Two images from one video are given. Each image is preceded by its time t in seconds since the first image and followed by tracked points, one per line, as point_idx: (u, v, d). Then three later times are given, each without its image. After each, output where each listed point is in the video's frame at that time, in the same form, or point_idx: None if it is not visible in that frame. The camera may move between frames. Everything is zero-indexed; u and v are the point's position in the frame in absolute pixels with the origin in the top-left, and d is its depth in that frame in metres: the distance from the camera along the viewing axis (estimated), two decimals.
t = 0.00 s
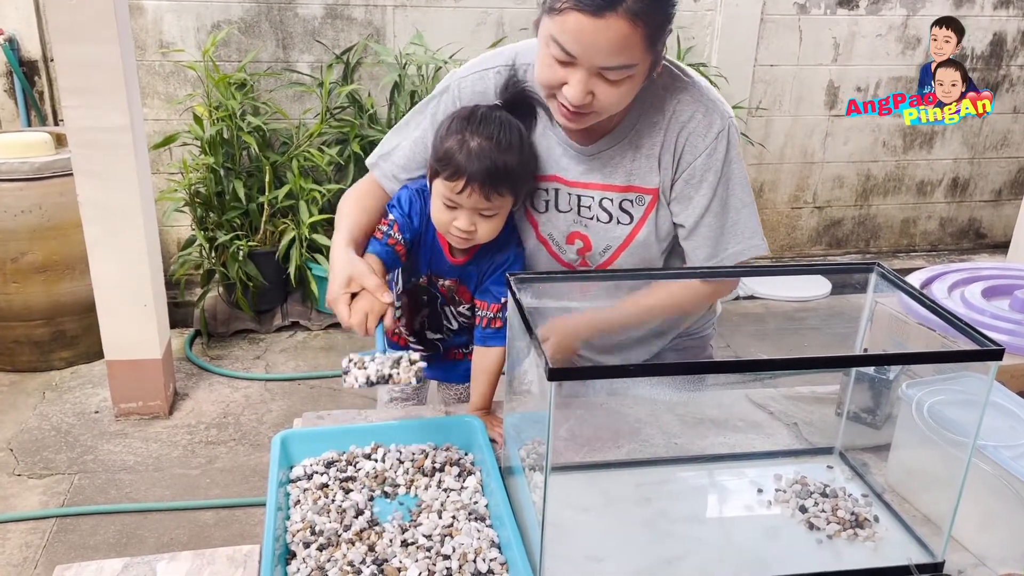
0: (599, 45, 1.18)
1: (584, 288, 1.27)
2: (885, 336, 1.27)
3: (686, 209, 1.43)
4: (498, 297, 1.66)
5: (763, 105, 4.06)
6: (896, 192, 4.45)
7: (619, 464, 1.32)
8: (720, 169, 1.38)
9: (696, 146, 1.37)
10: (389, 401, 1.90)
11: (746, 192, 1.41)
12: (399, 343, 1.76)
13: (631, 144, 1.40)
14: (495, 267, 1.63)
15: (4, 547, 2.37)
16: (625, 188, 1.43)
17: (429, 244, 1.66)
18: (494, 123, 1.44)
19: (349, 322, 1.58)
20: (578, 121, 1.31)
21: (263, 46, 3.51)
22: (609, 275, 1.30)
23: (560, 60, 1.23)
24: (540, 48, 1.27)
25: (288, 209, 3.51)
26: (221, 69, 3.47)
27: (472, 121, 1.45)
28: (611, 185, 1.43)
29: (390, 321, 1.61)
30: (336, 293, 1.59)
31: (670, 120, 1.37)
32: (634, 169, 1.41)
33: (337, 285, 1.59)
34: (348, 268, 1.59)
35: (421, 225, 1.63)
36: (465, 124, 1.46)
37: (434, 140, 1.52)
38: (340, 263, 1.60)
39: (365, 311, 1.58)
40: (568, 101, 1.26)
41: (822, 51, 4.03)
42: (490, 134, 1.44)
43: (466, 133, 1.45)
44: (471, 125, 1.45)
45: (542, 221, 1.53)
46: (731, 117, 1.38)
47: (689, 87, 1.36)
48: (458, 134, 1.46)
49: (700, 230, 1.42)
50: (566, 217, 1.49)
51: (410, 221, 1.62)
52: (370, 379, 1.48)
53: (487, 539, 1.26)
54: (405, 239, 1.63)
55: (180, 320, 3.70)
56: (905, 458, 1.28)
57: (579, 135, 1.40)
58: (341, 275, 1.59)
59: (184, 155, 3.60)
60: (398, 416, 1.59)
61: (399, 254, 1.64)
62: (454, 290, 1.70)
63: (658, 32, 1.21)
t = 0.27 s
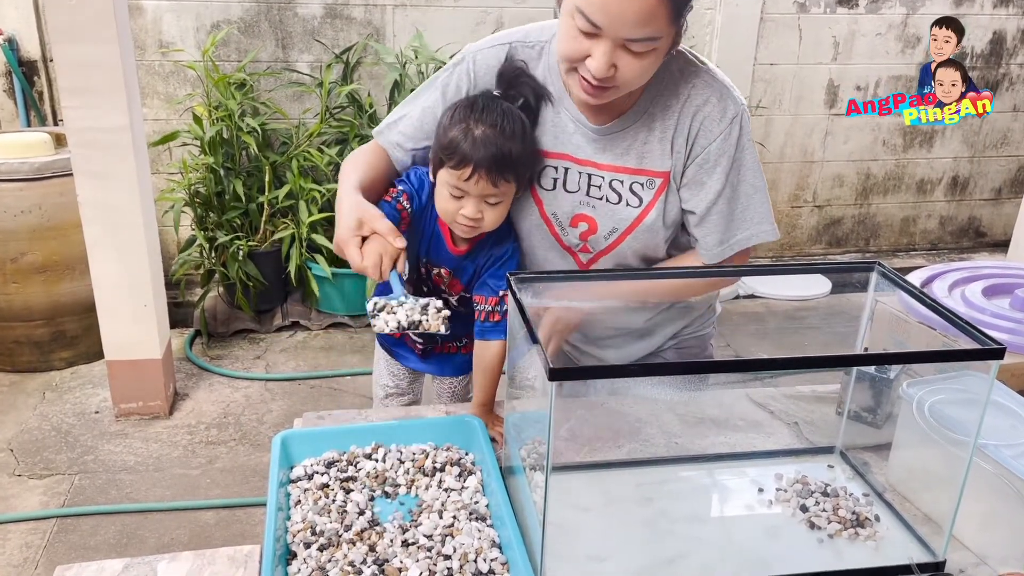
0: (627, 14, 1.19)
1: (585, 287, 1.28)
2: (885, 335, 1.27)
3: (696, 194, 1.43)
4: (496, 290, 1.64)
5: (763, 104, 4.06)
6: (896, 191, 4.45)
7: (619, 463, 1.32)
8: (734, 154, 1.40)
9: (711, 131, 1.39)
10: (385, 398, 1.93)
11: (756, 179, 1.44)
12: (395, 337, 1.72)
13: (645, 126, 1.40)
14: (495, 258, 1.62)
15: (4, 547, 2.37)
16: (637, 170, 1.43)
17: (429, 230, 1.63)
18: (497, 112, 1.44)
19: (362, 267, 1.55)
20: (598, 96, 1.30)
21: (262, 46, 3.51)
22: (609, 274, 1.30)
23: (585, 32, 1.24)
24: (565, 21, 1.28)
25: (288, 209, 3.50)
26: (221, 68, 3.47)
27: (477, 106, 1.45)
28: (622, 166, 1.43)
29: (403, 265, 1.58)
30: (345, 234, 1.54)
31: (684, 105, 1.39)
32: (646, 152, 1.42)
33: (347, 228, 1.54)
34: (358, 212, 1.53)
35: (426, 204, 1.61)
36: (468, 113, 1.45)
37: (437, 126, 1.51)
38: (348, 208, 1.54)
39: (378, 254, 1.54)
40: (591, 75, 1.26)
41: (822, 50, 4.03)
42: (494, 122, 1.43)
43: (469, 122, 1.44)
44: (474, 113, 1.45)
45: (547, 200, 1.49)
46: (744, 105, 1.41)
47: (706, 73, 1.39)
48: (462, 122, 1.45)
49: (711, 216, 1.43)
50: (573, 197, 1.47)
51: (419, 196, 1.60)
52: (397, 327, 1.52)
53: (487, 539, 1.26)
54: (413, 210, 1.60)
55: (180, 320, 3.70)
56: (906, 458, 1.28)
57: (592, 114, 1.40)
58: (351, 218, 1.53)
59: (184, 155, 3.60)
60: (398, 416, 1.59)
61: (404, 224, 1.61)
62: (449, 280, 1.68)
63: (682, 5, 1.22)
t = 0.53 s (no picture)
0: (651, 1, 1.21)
1: (585, 288, 1.28)
2: (884, 335, 1.27)
3: (708, 185, 1.45)
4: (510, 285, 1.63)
5: (762, 103, 4.06)
6: (895, 190, 4.45)
7: (619, 463, 1.32)
8: (744, 147, 1.43)
9: (723, 124, 1.41)
10: (384, 399, 1.92)
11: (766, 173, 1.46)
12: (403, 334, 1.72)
13: (658, 117, 1.42)
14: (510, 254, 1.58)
15: (5, 549, 2.37)
16: (649, 161, 1.45)
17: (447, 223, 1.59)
18: (509, 98, 1.45)
19: (382, 243, 1.57)
20: (617, 84, 1.33)
21: (261, 47, 3.51)
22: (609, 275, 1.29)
23: (608, 19, 1.26)
24: (586, 8, 1.30)
25: (287, 210, 3.50)
26: (220, 70, 3.47)
27: (495, 94, 1.45)
28: (634, 157, 1.45)
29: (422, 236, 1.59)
30: (360, 215, 1.55)
31: (695, 100, 1.41)
32: (657, 143, 1.44)
33: (361, 209, 1.55)
34: (371, 192, 1.54)
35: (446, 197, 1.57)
36: (485, 101, 1.45)
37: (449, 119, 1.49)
38: (360, 188, 1.54)
39: (396, 230, 1.56)
40: (613, 61, 1.28)
41: (821, 50, 4.03)
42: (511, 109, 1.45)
43: (486, 110, 1.44)
44: (489, 101, 1.45)
45: (561, 190, 1.50)
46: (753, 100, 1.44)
47: (718, 69, 1.41)
48: (479, 110, 1.44)
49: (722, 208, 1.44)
50: (586, 187, 1.48)
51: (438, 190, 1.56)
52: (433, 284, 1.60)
53: (487, 540, 1.26)
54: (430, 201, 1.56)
55: (179, 321, 3.70)
56: (905, 457, 1.28)
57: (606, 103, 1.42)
58: (364, 200, 1.54)
59: (182, 156, 3.60)
60: (397, 417, 1.59)
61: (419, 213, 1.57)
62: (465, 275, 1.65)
63: None
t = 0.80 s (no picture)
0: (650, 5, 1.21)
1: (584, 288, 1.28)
2: (881, 334, 1.27)
3: (709, 185, 1.45)
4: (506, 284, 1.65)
5: (759, 103, 4.07)
6: (892, 190, 4.46)
7: (617, 463, 1.33)
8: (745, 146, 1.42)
9: (723, 125, 1.41)
10: (379, 401, 1.93)
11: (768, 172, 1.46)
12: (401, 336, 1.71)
13: (657, 117, 1.42)
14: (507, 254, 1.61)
15: (4, 551, 2.38)
16: (649, 161, 1.44)
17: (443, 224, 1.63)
18: (510, 95, 1.45)
19: (357, 268, 1.51)
20: (618, 86, 1.32)
21: (259, 49, 3.51)
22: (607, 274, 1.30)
23: (608, 23, 1.26)
24: (586, 12, 1.29)
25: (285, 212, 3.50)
26: (218, 72, 3.48)
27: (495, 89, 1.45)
28: (634, 157, 1.44)
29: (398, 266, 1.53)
30: (342, 238, 1.52)
31: (694, 100, 1.41)
32: (658, 144, 1.44)
33: (344, 231, 1.52)
34: (353, 213, 1.52)
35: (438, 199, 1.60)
36: (485, 95, 1.45)
37: (449, 117, 1.50)
38: (345, 209, 1.53)
39: (372, 255, 1.50)
40: (613, 64, 1.28)
41: (818, 50, 4.04)
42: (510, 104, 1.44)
43: (486, 104, 1.45)
44: (489, 95, 1.45)
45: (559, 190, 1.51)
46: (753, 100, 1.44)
47: (717, 69, 1.41)
48: (478, 105, 1.45)
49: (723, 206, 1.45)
50: (585, 187, 1.48)
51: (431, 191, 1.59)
52: (388, 326, 1.48)
53: (485, 540, 1.27)
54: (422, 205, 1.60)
55: (178, 323, 3.70)
56: (902, 456, 1.29)
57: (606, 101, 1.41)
58: (346, 221, 1.52)
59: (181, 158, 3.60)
60: (395, 418, 1.59)
61: (413, 219, 1.60)
62: (463, 275, 1.69)
63: None
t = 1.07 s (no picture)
0: (619, 10, 1.20)
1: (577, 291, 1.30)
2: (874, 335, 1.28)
3: (698, 185, 1.45)
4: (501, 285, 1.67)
5: (756, 105, 4.08)
6: (889, 191, 4.47)
7: (613, 464, 1.34)
8: (733, 143, 1.42)
9: (709, 124, 1.41)
10: (375, 404, 1.92)
11: (757, 169, 1.46)
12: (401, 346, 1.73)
13: (643, 120, 1.43)
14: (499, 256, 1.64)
15: (4, 554, 2.38)
16: (636, 163, 1.45)
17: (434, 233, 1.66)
18: (501, 105, 1.46)
19: (353, 309, 1.51)
20: (598, 88, 1.33)
21: (257, 53, 3.53)
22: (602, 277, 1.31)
23: (581, 27, 1.26)
24: (562, 18, 1.30)
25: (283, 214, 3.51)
26: (216, 75, 3.49)
27: (485, 101, 1.47)
28: (622, 159, 1.45)
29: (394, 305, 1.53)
30: (336, 279, 1.51)
31: (679, 101, 1.41)
32: (644, 146, 1.44)
33: (337, 271, 1.51)
34: (345, 253, 1.51)
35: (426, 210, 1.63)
36: (475, 107, 1.48)
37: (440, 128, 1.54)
38: (337, 248, 1.52)
39: (367, 296, 1.50)
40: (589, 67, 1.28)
41: (814, 52, 4.05)
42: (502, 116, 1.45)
43: (479, 117, 1.47)
44: (481, 108, 1.47)
45: (548, 194, 1.52)
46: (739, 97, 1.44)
47: (700, 69, 1.41)
48: (470, 118, 1.48)
49: (714, 205, 1.45)
50: (574, 191, 1.49)
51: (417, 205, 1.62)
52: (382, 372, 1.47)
53: (483, 541, 1.28)
54: (410, 220, 1.61)
55: (177, 326, 3.71)
56: (895, 456, 1.30)
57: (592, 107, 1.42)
58: (338, 261, 1.51)
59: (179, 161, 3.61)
60: (394, 420, 1.60)
61: (404, 236, 1.62)
62: (456, 280, 1.71)
63: None
